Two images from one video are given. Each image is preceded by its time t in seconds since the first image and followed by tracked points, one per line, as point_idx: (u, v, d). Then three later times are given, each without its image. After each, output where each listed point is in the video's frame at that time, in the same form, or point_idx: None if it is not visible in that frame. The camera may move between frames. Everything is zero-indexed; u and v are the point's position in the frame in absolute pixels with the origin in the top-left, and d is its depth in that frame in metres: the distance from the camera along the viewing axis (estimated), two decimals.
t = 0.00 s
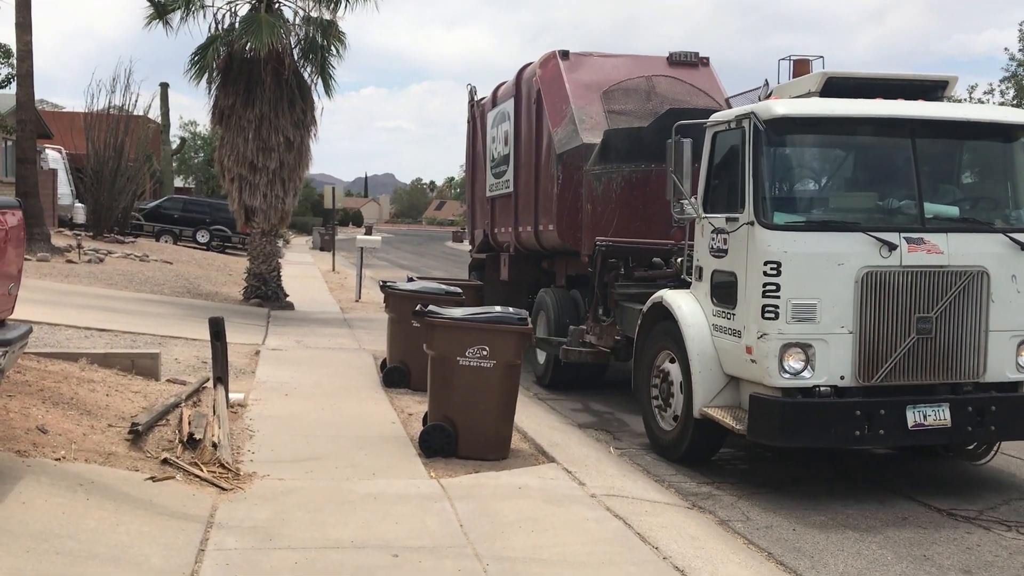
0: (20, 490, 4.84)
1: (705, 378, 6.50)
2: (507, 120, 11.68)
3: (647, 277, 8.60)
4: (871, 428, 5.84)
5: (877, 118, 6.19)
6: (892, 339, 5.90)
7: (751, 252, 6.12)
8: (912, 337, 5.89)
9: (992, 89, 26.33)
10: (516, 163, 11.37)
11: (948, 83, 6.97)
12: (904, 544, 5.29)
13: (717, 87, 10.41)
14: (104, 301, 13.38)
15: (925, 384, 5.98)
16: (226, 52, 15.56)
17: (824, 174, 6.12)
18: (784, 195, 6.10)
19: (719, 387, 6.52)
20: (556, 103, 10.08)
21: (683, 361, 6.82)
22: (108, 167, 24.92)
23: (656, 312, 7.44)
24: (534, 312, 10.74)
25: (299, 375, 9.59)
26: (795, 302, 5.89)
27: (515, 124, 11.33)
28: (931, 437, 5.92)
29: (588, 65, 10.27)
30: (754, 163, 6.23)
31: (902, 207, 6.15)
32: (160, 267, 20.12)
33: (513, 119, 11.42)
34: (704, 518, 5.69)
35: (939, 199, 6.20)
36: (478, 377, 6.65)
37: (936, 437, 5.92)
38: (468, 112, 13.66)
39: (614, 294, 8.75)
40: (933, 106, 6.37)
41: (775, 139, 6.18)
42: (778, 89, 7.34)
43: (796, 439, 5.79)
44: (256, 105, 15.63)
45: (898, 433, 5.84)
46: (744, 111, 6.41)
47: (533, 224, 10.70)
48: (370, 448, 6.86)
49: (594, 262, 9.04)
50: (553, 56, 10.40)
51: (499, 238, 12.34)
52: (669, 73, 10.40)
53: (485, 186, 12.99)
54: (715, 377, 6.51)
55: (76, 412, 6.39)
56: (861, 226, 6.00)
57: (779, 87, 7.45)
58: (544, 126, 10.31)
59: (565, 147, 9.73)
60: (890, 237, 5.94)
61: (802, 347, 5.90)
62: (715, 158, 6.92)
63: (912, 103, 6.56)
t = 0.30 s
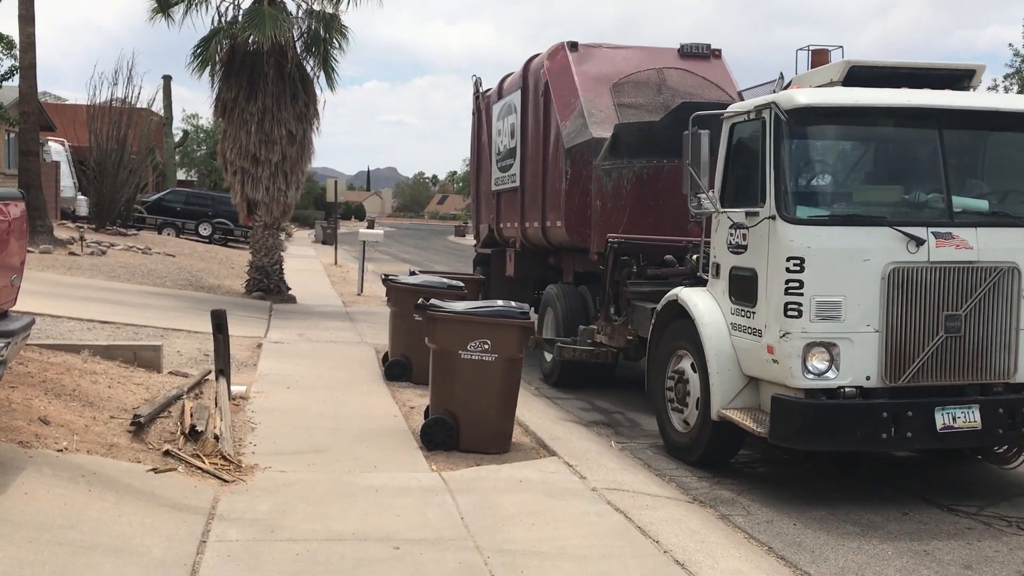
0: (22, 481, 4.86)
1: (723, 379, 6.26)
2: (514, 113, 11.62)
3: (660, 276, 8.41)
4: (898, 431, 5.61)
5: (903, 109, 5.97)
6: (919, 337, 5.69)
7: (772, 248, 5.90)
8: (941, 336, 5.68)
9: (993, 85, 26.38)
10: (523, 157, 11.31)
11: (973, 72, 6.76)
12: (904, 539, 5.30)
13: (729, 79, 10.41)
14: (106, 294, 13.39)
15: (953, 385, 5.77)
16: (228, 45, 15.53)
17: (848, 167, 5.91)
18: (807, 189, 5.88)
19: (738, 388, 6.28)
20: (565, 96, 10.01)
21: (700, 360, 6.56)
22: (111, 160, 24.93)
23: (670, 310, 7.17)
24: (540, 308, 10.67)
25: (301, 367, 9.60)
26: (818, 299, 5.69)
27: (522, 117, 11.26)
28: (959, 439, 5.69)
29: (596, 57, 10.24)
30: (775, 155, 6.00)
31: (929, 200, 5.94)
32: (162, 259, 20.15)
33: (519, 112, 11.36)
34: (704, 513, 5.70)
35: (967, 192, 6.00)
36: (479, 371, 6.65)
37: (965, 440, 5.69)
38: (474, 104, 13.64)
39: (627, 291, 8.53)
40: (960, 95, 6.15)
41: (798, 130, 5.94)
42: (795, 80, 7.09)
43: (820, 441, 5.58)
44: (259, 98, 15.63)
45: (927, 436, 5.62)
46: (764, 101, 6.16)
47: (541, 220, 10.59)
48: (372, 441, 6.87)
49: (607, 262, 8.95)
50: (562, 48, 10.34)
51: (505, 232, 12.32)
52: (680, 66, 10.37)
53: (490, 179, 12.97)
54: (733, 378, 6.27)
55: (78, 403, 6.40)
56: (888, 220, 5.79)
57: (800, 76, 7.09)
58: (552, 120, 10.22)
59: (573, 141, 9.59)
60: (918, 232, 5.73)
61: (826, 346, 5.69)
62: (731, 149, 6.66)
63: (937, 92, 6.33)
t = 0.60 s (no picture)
0: (22, 472, 4.88)
1: (741, 380, 6.05)
2: (519, 104, 11.57)
3: (669, 271, 8.28)
4: (924, 434, 5.44)
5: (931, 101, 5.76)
6: (946, 338, 5.52)
7: (796, 244, 5.69)
8: (968, 336, 5.51)
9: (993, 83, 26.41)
10: (529, 150, 11.25)
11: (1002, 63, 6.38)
12: (901, 533, 5.33)
13: (738, 71, 10.22)
14: (107, 287, 13.39)
15: (980, 388, 5.60)
16: (228, 38, 15.53)
17: (875, 161, 5.69)
18: (832, 183, 5.67)
19: (756, 389, 6.08)
20: (572, 87, 9.87)
21: (717, 360, 6.36)
22: (111, 153, 24.90)
23: (684, 307, 6.97)
24: (546, 304, 10.56)
25: (301, 360, 9.62)
26: (843, 298, 5.49)
27: (528, 110, 11.20)
28: (988, 444, 5.53)
29: (605, 47, 10.10)
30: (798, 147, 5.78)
31: (958, 196, 5.73)
32: (162, 252, 20.17)
33: (525, 104, 11.31)
34: (702, 507, 5.72)
35: (996, 187, 5.79)
36: (478, 364, 6.67)
37: (993, 445, 5.54)
38: (477, 96, 13.63)
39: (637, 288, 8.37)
40: (990, 87, 5.93)
41: (823, 122, 5.72)
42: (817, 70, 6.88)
43: (844, 445, 5.39)
44: (259, 92, 15.62)
45: (953, 440, 5.46)
46: (787, 91, 5.93)
47: (547, 214, 10.50)
48: (371, 434, 6.88)
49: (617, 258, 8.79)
50: (569, 38, 10.22)
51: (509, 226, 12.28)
52: (689, 56, 10.14)
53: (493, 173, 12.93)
54: (751, 379, 6.07)
55: (78, 395, 6.42)
56: (916, 216, 5.59)
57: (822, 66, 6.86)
58: (560, 111, 10.10)
59: (581, 133, 9.47)
60: (946, 229, 5.56)
61: (851, 346, 5.50)
62: (750, 141, 6.44)
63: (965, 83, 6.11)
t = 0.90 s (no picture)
0: (20, 469, 4.89)
1: (757, 385, 5.84)
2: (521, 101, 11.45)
3: (678, 271, 8.01)
4: (948, 443, 5.19)
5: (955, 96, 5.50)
6: (971, 343, 5.27)
7: (814, 245, 5.46)
8: (994, 341, 5.26)
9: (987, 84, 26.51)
10: (530, 147, 11.12)
11: None
12: (895, 533, 5.35)
13: (745, 68, 10.08)
14: (105, 284, 13.40)
15: (1006, 395, 5.35)
16: (227, 37, 15.54)
17: (897, 158, 5.44)
18: (852, 181, 5.43)
19: (771, 395, 5.87)
20: (576, 84, 9.66)
21: (729, 365, 6.12)
22: (109, 150, 24.91)
23: (697, 308, 6.75)
24: (551, 303, 10.37)
25: (300, 359, 9.64)
26: (865, 301, 5.24)
27: (530, 107, 11.07)
28: (1013, 454, 5.30)
29: (609, 44, 9.90)
30: (817, 145, 5.55)
31: (983, 195, 5.46)
32: (161, 250, 20.19)
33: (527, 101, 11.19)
34: (697, 505, 5.74)
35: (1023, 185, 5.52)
36: (475, 363, 6.70)
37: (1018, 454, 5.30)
38: (477, 93, 13.67)
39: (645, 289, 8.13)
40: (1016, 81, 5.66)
41: (842, 117, 5.48)
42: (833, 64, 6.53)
43: (865, 454, 5.15)
44: (257, 90, 15.63)
45: (979, 450, 5.21)
46: (805, 87, 5.70)
47: (549, 212, 10.29)
48: (368, 432, 6.90)
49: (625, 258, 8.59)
50: (573, 34, 10.00)
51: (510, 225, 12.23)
52: (694, 52, 9.99)
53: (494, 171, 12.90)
54: (767, 384, 5.86)
55: (76, 393, 6.43)
56: (939, 215, 5.33)
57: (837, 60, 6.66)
58: (563, 108, 9.89)
59: (585, 130, 9.22)
60: (971, 229, 5.30)
61: (872, 352, 5.26)
62: (766, 138, 6.20)
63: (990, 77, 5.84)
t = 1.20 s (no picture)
0: (15, 469, 4.89)
1: (775, 393, 5.63)
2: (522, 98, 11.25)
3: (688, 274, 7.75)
4: (977, 454, 5.02)
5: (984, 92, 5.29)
6: (1000, 349, 5.09)
7: (837, 247, 5.24)
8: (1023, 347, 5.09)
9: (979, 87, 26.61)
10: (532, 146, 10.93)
11: None
12: (889, 534, 5.39)
13: (752, 65, 9.80)
14: (99, 284, 13.38)
15: None
16: (223, 37, 15.54)
17: (923, 156, 5.23)
18: (877, 181, 5.21)
19: (790, 403, 5.65)
20: (579, 81, 9.48)
21: (745, 371, 5.90)
22: (105, 150, 24.87)
23: (708, 312, 6.53)
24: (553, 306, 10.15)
25: (295, 359, 9.63)
26: (891, 306, 5.03)
27: (531, 105, 10.87)
28: None
29: (614, 40, 9.68)
30: (838, 143, 5.33)
31: (1011, 195, 5.26)
32: (156, 250, 20.16)
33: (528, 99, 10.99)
34: (692, 505, 5.76)
35: None
36: (471, 363, 6.70)
37: None
38: (476, 91, 13.62)
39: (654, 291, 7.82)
40: None
41: (867, 114, 5.27)
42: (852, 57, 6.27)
43: (892, 466, 4.96)
44: (253, 90, 15.62)
45: (1009, 460, 5.04)
46: (827, 82, 5.47)
47: (551, 213, 10.09)
48: (363, 432, 6.90)
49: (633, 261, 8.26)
50: (576, 30, 9.82)
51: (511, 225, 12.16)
52: (700, 49, 9.73)
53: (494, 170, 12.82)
54: (786, 392, 5.64)
55: (70, 393, 6.43)
56: (968, 217, 5.13)
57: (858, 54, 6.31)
58: (566, 105, 9.71)
59: (589, 128, 9.04)
60: (1001, 231, 5.11)
61: (898, 358, 5.06)
62: (783, 135, 5.94)
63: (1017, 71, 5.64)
